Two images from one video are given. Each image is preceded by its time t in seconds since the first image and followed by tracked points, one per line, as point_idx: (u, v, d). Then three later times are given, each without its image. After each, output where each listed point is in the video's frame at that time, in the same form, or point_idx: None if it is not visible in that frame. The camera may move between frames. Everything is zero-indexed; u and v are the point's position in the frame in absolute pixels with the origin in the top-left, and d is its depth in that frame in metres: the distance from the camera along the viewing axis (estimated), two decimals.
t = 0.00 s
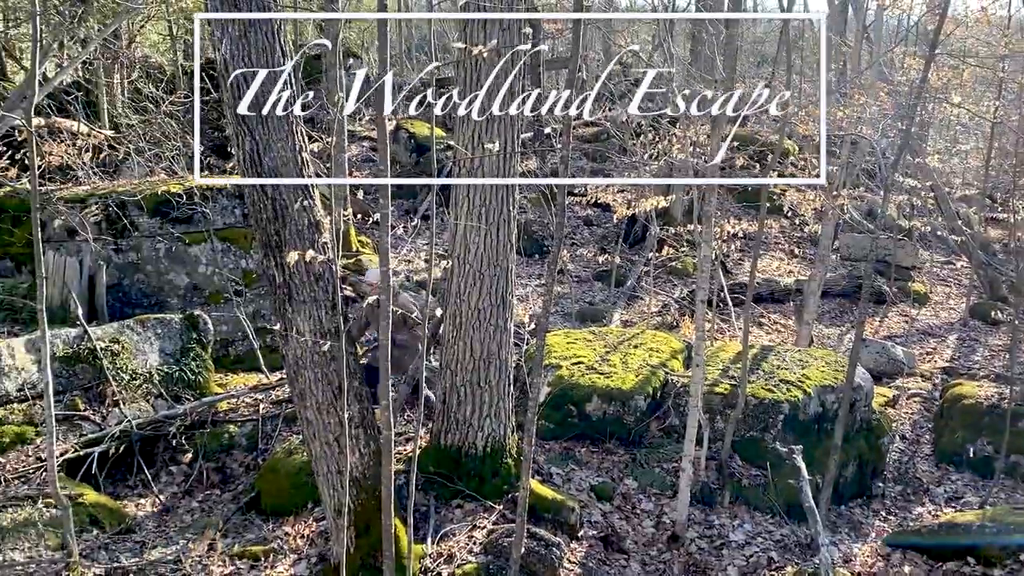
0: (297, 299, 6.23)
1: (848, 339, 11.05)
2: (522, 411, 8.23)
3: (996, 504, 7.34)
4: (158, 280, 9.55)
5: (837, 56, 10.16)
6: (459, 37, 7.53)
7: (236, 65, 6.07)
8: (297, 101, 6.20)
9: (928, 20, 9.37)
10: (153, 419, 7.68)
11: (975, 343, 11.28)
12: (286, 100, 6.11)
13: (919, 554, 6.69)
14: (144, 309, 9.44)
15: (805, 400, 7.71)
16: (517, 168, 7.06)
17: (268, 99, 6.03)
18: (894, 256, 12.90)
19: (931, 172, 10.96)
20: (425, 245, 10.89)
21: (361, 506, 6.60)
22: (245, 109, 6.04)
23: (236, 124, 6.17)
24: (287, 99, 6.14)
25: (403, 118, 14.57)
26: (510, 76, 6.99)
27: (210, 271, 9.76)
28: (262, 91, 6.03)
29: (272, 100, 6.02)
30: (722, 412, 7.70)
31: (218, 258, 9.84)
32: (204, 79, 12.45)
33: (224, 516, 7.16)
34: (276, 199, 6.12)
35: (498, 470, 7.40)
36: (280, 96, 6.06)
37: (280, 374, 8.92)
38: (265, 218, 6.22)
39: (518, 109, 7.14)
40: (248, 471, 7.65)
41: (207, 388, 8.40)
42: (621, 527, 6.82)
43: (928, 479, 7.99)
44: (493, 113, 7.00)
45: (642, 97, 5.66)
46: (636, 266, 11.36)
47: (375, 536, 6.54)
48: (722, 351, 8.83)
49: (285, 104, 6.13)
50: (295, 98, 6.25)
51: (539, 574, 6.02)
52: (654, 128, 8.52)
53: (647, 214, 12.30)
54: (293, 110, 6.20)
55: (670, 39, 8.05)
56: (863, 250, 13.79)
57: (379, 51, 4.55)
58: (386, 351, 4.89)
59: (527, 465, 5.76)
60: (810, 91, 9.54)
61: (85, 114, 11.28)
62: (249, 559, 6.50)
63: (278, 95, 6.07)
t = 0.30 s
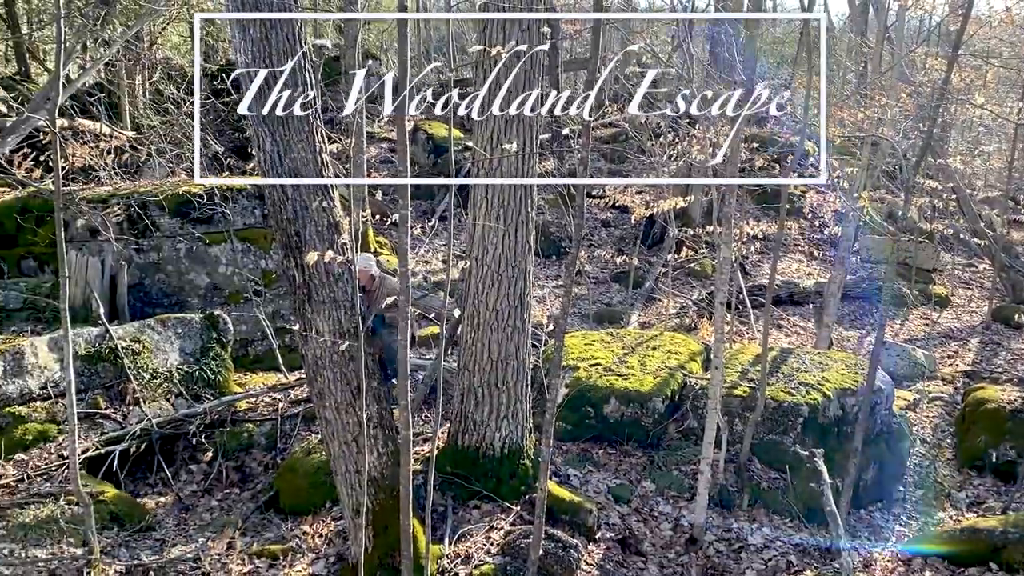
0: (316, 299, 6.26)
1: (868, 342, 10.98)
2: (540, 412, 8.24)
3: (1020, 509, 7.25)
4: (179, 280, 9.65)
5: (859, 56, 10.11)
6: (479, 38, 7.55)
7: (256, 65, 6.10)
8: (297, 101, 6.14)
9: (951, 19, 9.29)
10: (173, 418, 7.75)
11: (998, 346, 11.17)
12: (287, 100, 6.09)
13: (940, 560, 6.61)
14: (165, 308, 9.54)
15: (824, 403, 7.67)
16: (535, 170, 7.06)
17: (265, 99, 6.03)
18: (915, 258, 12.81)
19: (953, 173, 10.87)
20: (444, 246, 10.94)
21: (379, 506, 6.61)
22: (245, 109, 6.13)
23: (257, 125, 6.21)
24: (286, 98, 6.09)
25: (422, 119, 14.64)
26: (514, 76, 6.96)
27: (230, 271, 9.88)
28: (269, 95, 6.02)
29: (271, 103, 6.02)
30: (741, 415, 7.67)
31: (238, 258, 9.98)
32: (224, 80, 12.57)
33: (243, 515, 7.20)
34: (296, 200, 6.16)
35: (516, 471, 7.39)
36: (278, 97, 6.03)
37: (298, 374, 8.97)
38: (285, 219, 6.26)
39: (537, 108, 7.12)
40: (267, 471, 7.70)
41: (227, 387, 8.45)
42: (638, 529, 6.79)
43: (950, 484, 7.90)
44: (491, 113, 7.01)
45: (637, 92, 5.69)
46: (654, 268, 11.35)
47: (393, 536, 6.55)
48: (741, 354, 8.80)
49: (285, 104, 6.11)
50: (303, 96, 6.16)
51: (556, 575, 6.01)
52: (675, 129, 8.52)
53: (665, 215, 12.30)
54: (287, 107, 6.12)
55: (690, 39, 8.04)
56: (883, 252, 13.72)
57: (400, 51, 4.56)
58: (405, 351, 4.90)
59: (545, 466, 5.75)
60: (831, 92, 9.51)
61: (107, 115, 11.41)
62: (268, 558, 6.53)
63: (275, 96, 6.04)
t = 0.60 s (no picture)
0: (335, 299, 6.28)
1: (888, 345, 10.91)
2: (557, 414, 8.23)
3: None
4: (199, 280, 9.71)
5: (880, 56, 10.05)
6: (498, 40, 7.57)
7: (276, 66, 6.13)
8: (297, 101, 6.10)
9: (974, 20, 9.22)
10: (193, 416, 7.80)
11: (1020, 350, 11.05)
12: (287, 100, 6.07)
13: (961, 565, 6.53)
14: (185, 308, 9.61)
15: (845, 406, 7.62)
16: (554, 171, 7.05)
17: (266, 100, 6.06)
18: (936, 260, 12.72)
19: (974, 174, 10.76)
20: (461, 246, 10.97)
21: (397, 506, 6.60)
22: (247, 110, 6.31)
23: (278, 127, 6.25)
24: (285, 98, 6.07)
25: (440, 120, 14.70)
26: (513, 76, 7.00)
27: (250, 271, 9.93)
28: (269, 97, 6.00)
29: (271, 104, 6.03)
30: (760, 418, 7.64)
31: (257, 258, 10.01)
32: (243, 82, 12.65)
33: (261, 514, 7.23)
34: (316, 200, 6.19)
35: (533, 472, 7.37)
36: (276, 97, 6.02)
37: (316, 374, 9.00)
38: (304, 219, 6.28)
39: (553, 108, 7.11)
40: (285, 470, 7.73)
41: (245, 386, 8.49)
42: (656, 531, 6.76)
43: (971, 488, 7.82)
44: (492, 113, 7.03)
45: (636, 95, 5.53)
46: (671, 269, 11.34)
47: (411, 536, 6.52)
48: (760, 356, 8.77)
49: (285, 104, 6.09)
50: (303, 96, 6.11)
51: None
52: (695, 130, 8.52)
53: (682, 216, 12.28)
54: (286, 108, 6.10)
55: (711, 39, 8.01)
56: (903, 254, 13.64)
57: (420, 53, 4.56)
58: (424, 353, 4.90)
59: (564, 467, 5.74)
60: (852, 93, 9.46)
61: (128, 116, 11.52)
62: (286, 557, 6.55)
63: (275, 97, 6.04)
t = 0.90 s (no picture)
0: (353, 299, 6.30)
1: (907, 348, 10.83)
2: (574, 415, 8.21)
3: None
4: (218, 279, 9.78)
5: (901, 56, 9.97)
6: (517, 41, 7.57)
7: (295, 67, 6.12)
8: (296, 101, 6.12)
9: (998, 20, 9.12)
10: (211, 415, 7.84)
11: None
12: (286, 100, 6.10)
13: (982, 571, 6.46)
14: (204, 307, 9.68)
15: (864, 410, 7.57)
16: (572, 171, 7.03)
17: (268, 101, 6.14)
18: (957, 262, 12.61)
19: (996, 175, 10.64)
20: (478, 246, 11.00)
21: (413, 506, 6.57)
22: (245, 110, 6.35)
23: (297, 129, 6.27)
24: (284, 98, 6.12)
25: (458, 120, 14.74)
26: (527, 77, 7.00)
27: (268, 271, 9.98)
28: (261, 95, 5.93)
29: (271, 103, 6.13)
30: (778, 420, 7.61)
31: (276, 258, 10.04)
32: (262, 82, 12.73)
33: (279, 512, 7.27)
34: (335, 201, 6.22)
35: (550, 473, 7.36)
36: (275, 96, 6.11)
37: (334, 373, 9.03)
38: (323, 219, 6.29)
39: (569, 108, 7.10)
40: (302, 469, 7.76)
41: (263, 385, 8.53)
42: (673, 534, 6.73)
43: (993, 493, 7.74)
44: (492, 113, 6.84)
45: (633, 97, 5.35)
46: (689, 271, 11.33)
47: (427, 537, 6.45)
48: (778, 358, 8.73)
49: (285, 104, 6.16)
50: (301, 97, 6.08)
51: None
52: (714, 132, 8.52)
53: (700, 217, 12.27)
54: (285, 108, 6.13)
55: (730, 39, 7.97)
56: (923, 257, 13.54)
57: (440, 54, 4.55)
58: (441, 354, 4.91)
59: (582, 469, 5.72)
60: (873, 94, 9.41)
61: (149, 117, 11.62)
62: (303, 556, 6.58)
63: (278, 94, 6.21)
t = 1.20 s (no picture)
0: (370, 300, 6.32)
1: (926, 352, 10.77)
2: (591, 417, 8.20)
3: None
4: (235, 279, 9.84)
5: (922, 57, 9.91)
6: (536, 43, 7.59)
7: (316, 70, 6.17)
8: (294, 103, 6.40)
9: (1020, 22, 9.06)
10: (229, 414, 7.90)
11: None
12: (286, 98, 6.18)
13: None
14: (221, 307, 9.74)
15: (882, 414, 7.52)
16: (590, 172, 7.02)
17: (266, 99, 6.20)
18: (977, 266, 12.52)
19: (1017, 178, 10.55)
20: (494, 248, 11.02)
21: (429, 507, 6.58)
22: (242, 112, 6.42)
23: (316, 131, 6.30)
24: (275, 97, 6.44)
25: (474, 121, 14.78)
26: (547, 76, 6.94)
27: (286, 271, 10.05)
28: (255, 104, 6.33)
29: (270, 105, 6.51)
30: (796, 424, 7.57)
31: (293, 258, 10.11)
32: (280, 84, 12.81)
33: (295, 512, 7.29)
34: (353, 201, 6.25)
35: (565, 475, 7.35)
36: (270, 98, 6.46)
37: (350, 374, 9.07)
38: (341, 219, 6.32)
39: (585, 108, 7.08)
40: (318, 469, 7.79)
41: (281, 385, 8.58)
42: (689, 537, 6.69)
43: (1014, 499, 7.66)
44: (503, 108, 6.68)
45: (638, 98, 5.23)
46: (706, 273, 11.32)
47: (443, 537, 6.47)
48: (796, 361, 8.69)
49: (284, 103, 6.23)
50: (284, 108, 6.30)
51: None
52: (733, 134, 8.51)
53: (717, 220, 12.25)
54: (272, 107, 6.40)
55: (749, 40, 7.92)
56: (943, 260, 13.45)
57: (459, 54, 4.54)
58: (458, 355, 4.90)
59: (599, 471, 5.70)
60: (894, 96, 9.36)
61: (168, 118, 11.72)
62: (319, 556, 6.60)
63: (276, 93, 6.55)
